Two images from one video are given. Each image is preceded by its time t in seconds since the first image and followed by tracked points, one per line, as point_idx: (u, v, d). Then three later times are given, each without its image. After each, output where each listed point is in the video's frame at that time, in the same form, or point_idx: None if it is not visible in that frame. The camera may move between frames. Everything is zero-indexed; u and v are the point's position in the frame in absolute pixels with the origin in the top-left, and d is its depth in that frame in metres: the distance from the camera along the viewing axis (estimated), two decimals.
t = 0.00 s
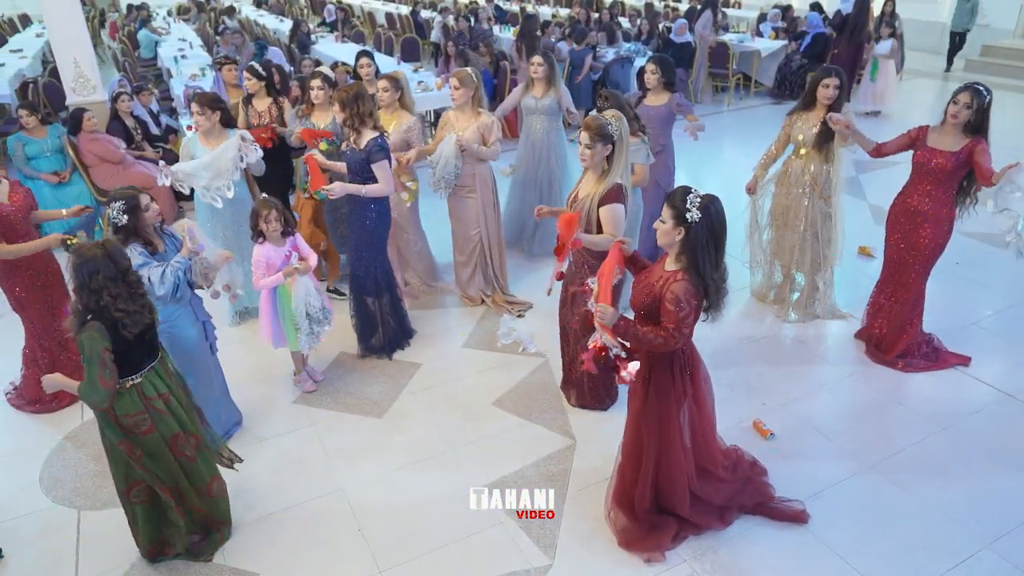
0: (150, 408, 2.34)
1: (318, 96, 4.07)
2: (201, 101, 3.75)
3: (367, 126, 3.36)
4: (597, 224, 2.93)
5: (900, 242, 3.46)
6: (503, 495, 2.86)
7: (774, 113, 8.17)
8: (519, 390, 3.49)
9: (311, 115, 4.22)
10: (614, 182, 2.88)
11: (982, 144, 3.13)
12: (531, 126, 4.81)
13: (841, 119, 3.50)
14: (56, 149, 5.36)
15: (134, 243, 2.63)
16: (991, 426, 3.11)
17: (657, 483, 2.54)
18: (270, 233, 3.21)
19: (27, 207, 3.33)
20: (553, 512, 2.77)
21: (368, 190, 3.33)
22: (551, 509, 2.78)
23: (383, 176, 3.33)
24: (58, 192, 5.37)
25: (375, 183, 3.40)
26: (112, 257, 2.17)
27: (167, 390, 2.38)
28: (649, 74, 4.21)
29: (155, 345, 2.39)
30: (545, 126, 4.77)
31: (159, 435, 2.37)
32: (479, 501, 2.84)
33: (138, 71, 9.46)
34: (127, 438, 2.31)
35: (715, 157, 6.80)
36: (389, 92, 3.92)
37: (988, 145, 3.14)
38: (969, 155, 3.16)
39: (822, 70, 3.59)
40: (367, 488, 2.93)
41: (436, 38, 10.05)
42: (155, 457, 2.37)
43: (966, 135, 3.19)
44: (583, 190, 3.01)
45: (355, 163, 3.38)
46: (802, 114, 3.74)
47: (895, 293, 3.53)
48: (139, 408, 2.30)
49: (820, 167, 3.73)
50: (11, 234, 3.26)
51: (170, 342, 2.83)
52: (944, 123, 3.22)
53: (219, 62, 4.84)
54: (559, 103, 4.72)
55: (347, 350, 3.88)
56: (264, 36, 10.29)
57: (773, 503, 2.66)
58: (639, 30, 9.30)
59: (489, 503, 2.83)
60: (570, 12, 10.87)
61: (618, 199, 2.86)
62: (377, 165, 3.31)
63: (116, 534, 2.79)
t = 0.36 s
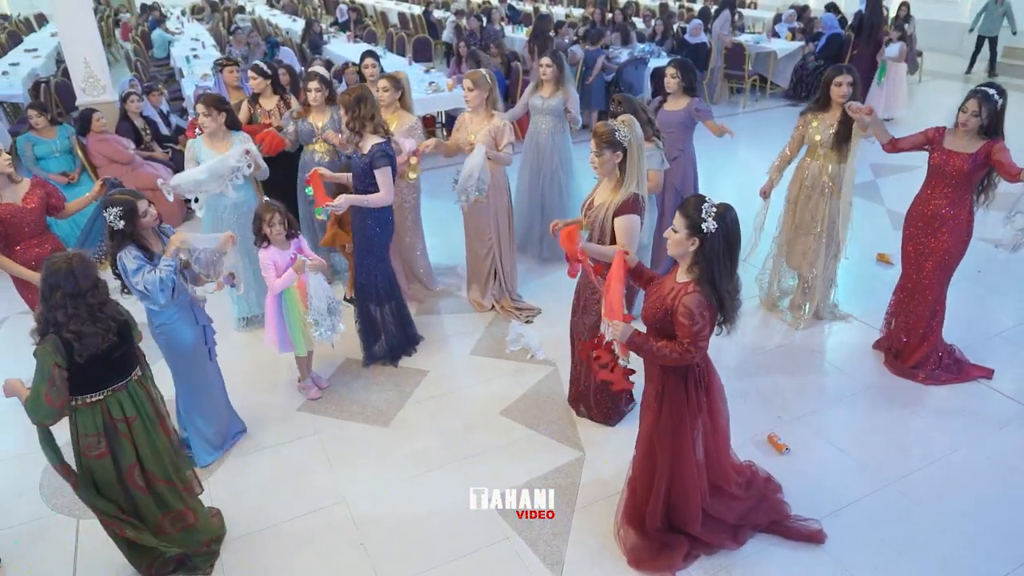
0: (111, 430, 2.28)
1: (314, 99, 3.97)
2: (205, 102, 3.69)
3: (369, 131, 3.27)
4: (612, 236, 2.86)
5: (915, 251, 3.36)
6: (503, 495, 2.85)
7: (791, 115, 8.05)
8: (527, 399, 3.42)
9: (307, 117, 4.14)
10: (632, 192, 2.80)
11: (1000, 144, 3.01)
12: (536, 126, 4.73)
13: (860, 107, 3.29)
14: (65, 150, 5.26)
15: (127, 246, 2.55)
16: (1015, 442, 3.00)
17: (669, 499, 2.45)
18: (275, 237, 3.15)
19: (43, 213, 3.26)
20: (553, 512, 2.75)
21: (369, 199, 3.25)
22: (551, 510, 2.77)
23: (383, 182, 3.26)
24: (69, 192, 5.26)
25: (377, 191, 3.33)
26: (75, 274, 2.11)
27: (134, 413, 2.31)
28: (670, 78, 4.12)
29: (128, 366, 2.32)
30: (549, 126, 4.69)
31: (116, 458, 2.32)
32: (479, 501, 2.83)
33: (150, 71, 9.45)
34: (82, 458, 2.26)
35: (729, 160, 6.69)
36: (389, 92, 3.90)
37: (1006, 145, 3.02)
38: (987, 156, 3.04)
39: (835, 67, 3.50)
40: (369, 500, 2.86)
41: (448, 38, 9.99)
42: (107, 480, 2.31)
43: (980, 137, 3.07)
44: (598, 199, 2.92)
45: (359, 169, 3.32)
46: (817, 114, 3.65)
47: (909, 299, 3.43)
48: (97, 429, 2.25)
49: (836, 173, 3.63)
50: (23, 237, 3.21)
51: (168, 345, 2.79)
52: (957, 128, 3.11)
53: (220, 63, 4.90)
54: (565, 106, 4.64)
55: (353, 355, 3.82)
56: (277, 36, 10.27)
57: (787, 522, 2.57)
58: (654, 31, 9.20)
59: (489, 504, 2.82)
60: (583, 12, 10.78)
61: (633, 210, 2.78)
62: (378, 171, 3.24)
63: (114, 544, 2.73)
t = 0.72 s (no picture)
0: (113, 440, 2.23)
1: (313, 100, 3.90)
2: (222, 102, 3.62)
3: (369, 137, 3.20)
4: (625, 235, 2.76)
5: (938, 263, 3.25)
6: (503, 495, 2.85)
7: (808, 118, 7.92)
8: (536, 410, 3.34)
9: (307, 118, 4.09)
10: (647, 193, 2.71)
11: None
12: (547, 129, 4.65)
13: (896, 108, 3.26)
14: (74, 150, 5.24)
15: (125, 249, 2.50)
16: None
17: (677, 520, 2.37)
18: (281, 240, 3.07)
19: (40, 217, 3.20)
20: (553, 513, 2.75)
21: (373, 206, 3.20)
22: (551, 510, 2.77)
23: (388, 189, 3.21)
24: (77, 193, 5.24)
25: (379, 198, 3.27)
26: (65, 284, 2.02)
27: (136, 422, 2.26)
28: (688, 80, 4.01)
29: (125, 376, 2.26)
30: (561, 131, 4.61)
31: (118, 469, 2.26)
32: (479, 501, 2.83)
33: (164, 70, 9.46)
34: (83, 468, 2.21)
35: (745, 164, 6.57)
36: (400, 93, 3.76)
37: None
38: (1015, 166, 2.93)
39: (853, 71, 3.39)
40: (372, 514, 2.79)
41: (461, 39, 9.92)
42: (108, 492, 2.25)
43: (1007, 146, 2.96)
44: (611, 200, 2.82)
45: (359, 176, 3.28)
46: (836, 119, 3.55)
47: (932, 313, 3.32)
48: (100, 440, 2.20)
49: (859, 183, 3.52)
50: (18, 242, 3.17)
51: (168, 354, 2.73)
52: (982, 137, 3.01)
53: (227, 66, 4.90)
54: (576, 107, 4.56)
55: (359, 362, 3.75)
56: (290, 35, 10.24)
57: (801, 543, 2.48)
58: (669, 32, 9.09)
59: (489, 504, 2.82)
60: (597, 12, 10.68)
61: (650, 211, 2.70)
62: (380, 176, 3.18)
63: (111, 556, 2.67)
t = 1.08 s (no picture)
0: (146, 442, 2.18)
1: (326, 102, 3.84)
2: (240, 103, 3.55)
3: (371, 146, 3.14)
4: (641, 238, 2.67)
5: (968, 277, 3.14)
6: (504, 495, 2.86)
7: (826, 122, 7.79)
8: (545, 422, 3.25)
9: (319, 121, 4.05)
10: (658, 194, 2.63)
11: None
12: (565, 132, 4.56)
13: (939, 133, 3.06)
14: (83, 152, 5.31)
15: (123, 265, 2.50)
16: None
17: (689, 543, 2.28)
18: (286, 248, 3.02)
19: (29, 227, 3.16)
20: (553, 512, 2.77)
21: (375, 218, 3.13)
22: (551, 510, 2.78)
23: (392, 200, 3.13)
24: (84, 195, 5.29)
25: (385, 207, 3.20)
26: (87, 287, 1.97)
27: (164, 420, 2.22)
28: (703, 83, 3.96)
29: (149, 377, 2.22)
30: (579, 133, 4.51)
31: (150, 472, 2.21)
32: (479, 501, 2.83)
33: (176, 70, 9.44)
34: (122, 475, 2.15)
35: (762, 168, 6.46)
36: (417, 96, 3.80)
37: None
38: None
39: (887, 81, 3.26)
40: (376, 529, 2.72)
41: (474, 40, 9.85)
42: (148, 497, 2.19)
43: None
44: (624, 204, 2.73)
45: (364, 186, 3.21)
46: (865, 128, 3.44)
47: (959, 327, 3.20)
48: (134, 442, 2.15)
49: (879, 191, 3.43)
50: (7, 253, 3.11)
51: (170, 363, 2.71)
52: None
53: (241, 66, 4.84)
54: (597, 109, 4.49)
55: (366, 371, 3.69)
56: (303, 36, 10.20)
57: (819, 567, 2.38)
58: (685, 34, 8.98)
59: (489, 503, 2.83)
60: (612, 13, 10.59)
61: (664, 211, 2.63)
62: (383, 186, 3.11)
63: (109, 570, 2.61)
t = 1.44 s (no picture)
0: (143, 456, 2.12)
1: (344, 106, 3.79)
2: (252, 106, 3.49)
3: (387, 150, 3.07)
4: (651, 249, 2.59)
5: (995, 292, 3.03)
6: (503, 494, 2.87)
7: (844, 125, 7.66)
8: (553, 435, 3.18)
9: (335, 124, 3.89)
10: (661, 201, 2.55)
11: None
12: (582, 136, 4.48)
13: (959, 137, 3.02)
14: (93, 153, 5.25)
15: (119, 274, 2.45)
16: None
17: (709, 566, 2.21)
18: (291, 257, 2.94)
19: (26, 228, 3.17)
20: (553, 511, 2.78)
21: (387, 224, 3.08)
22: (550, 509, 2.79)
23: (404, 207, 3.07)
24: (93, 196, 5.26)
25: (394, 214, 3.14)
26: (77, 300, 1.91)
27: (161, 434, 2.16)
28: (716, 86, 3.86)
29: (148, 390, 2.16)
30: (596, 138, 4.42)
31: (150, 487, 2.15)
32: (478, 500, 2.84)
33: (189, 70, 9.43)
34: (121, 488, 2.10)
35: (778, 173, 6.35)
36: (433, 99, 3.76)
37: None
38: None
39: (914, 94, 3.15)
40: (379, 545, 2.65)
41: (487, 40, 9.77)
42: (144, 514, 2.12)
43: None
44: (630, 212, 2.64)
45: (374, 192, 3.14)
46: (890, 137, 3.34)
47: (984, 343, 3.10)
48: (131, 456, 2.08)
49: (900, 201, 3.33)
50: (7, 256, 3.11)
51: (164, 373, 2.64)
52: None
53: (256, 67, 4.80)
54: (614, 114, 4.37)
55: (372, 380, 3.63)
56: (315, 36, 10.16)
57: None
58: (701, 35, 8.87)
59: (489, 502, 2.84)
60: (626, 15, 10.50)
61: (672, 219, 2.54)
62: (395, 193, 3.05)
63: None
